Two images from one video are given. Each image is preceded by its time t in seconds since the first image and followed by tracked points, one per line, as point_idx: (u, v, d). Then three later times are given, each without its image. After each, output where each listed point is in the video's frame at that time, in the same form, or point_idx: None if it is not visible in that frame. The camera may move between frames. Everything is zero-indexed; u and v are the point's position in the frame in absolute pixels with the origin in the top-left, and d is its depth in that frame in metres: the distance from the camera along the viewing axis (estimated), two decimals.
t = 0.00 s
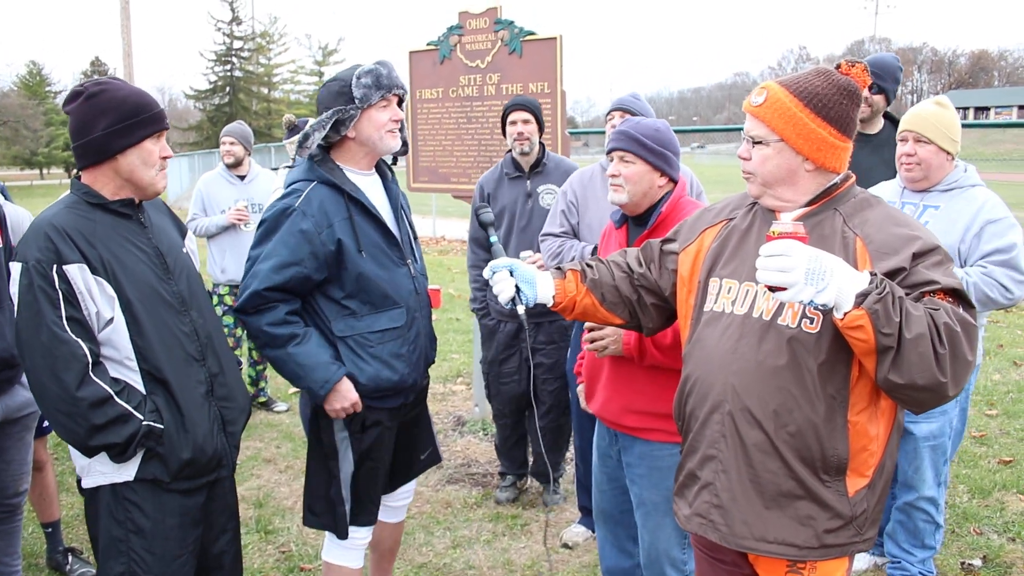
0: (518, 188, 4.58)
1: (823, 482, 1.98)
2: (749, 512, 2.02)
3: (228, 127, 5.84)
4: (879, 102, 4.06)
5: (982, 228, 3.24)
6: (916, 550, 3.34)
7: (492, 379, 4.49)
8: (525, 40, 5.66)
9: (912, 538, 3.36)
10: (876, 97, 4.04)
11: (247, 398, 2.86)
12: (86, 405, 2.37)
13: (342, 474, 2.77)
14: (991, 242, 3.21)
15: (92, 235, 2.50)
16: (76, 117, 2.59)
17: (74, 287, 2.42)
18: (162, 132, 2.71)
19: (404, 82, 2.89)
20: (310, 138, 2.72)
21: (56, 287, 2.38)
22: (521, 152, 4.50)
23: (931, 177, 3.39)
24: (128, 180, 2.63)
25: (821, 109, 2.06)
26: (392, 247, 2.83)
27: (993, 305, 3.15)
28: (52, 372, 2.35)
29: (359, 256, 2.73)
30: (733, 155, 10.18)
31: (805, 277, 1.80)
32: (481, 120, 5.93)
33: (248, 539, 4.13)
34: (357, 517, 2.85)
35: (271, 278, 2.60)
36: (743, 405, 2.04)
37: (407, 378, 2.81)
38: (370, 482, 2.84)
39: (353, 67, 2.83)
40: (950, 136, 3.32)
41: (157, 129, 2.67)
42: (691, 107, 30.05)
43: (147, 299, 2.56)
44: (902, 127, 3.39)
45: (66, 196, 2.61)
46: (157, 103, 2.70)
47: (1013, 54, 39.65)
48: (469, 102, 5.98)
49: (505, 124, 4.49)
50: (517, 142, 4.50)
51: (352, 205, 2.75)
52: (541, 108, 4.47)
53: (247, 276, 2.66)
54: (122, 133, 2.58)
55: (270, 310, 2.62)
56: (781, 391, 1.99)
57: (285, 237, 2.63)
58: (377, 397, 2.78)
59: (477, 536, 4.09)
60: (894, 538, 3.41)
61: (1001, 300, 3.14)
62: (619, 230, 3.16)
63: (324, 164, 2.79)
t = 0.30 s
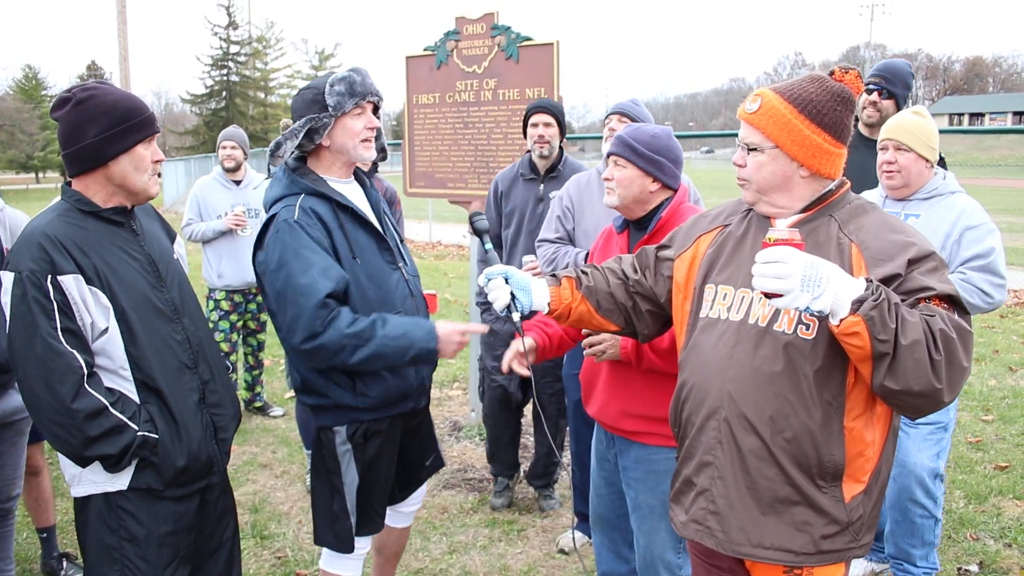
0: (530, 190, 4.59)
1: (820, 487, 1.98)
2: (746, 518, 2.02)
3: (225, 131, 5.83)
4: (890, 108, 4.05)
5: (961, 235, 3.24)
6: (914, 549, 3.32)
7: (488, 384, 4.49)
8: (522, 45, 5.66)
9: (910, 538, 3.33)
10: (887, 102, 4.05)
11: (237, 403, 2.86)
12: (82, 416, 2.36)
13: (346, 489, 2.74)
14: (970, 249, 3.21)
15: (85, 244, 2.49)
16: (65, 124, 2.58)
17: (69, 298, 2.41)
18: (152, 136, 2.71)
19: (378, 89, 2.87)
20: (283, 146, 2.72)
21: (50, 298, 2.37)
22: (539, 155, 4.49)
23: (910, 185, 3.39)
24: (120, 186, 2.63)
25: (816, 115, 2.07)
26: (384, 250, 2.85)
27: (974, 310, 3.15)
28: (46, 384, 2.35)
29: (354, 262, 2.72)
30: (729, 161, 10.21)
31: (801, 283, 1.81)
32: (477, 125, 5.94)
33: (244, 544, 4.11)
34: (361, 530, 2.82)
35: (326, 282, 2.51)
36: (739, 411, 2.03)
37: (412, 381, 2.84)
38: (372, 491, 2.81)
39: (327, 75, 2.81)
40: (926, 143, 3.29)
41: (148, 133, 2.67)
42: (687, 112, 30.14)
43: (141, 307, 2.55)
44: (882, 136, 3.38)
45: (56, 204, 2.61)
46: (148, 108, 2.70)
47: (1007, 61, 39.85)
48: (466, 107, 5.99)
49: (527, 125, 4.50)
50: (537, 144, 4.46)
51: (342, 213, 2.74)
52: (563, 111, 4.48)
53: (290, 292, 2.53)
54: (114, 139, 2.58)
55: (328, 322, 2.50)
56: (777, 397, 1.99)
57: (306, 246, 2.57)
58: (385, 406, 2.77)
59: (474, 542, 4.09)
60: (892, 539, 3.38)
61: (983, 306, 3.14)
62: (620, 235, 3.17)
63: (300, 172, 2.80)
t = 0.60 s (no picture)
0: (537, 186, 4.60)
1: (815, 483, 1.98)
2: (741, 514, 2.02)
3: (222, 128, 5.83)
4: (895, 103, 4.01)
5: (955, 227, 3.23)
6: (902, 554, 3.29)
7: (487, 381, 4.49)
8: (519, 42, 5.65)
9: (900, 541, 3.32)
10: (893, 97, 4.02)
11: (243, 401, 2.83)
12: (75, 408, 2.36)
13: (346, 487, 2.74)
14: (963, 241, 3.20)
15: (83, 239, 2.50)
16: (64, 124, 2.62)
17: (65, 291, 2.42)
18: (149, 132, 2.69)
19: (361, 85, 2.83)
20: (264, 145, 2.67)
21: (46, 291, 2.39)
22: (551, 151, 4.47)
23: (906, 177, 3.38)
24: (116, 184, 2.62)
25: (811, 110, 2.06)
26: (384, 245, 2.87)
27: (967, 302, 3.16)
28: (42, 374, 2.36)
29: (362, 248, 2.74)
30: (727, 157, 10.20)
31: (794, 279, 1.80)
32: (475, 121, 5.93)
33: (242, 541, 4.11)
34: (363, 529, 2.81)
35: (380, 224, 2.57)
36: (734, 406, 2.03)
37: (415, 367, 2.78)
38: (372, 489, 2.81)
39: (310, 74, 2.79)
40: (923, 138, 3.30)
41: (142, 129, 2.65)
42: (686, 108, 30.12)
43: (139, 301, 2.55)
44: (879, 130, 3.39)
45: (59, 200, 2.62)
46: (143, 104, 2.68)
47: (1005, 57, 39.84)
48: (463, 104, 5.98)
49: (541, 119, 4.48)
50: (550, 141, 4.43)
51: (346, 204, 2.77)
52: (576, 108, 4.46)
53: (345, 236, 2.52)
54: (104, 137, 2.57)
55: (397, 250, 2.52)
56: (772, 393, 1.99)
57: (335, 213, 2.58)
58: (384, 389, 2.72)
59: (472, 538, 4.09)
60: (883, 541, 3.37)
61: (975, 297, 3.15)
62: (621, 230, 3.17)
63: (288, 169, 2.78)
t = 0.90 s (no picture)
0: (532, 188, 4.53)
1: (814, 486, 1.97)
2: (740, 516, 2.01)
3: (221, 131, 5.83)
4: (897, 105, 4.01)
5: (956, 230, 3.22)
6: (904, 558, 3.27)
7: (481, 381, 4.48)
8: (519, 45, 6.04)
9: (901, 544, 3.30)
10: (894, 99, 4.01)
11: (250, 403, 2.82)
12: (72, 402, 2.37)
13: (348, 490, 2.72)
14: (964, 244, 3.19)
15: (89, 237, 2.50)
16: (75, 127, 2.65)
17: (68, 288, 2.42)
18: (155, 132, 2.69)
19: (364, 90, 2.81)
20: (260, 147, 2.67)
21: (49, 287, 2.39)
22: (545, 153, 4.43)
23: (907, 180, 3.37)
24: (123, 184, 2.62)
25: (811, 111, 2.06)
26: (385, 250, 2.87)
27: (966, 306, 3.14)
28: (41, 368, 2.37)
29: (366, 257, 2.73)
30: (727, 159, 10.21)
31: (788, 291, 1.80)
32: (475, 124, 6.44)
33: (242, 544, 4.10)
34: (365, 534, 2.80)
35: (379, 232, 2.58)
36: (733, 408, 2.03)
37: (418, 373, 2.79)
38: (374, 493, 2.80)
39: (312, 77, 2.79)
40: (923, 140, 3.29)
41: (147, 129, 2.65)
42: (686, 110, 30.14)
43: (142, 300, 2.54)
44: (880, 132, 3.38)
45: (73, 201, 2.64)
46: (148, 104, 2.69)
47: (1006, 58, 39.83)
48: (464, 106, 6.48)
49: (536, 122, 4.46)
50: (545, 142, 4.41)
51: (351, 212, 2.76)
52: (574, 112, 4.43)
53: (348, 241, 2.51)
54: (108, 138, 2.58)
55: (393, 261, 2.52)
56: (771, 395, 1.98)
57: (336, 218, 2.57)
58: (388, 398, 2.73)
59: (473, 541, 4.08)
60: (884, 545, 3.35)
61: (975, 301, 3.12)
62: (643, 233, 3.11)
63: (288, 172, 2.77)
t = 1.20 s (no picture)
0: (514, 183, 4.40)
1: (809, 479, 1.95)
2: (735, 508, 2.01)
3: (218, 127, 5.75)
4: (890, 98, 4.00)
5: (957, 224, 3.21)
6: (906, 552, 3.26)
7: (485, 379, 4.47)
8: (517, 40, 7.60)
9: (903, 538, 3.29)
10: (888, 93, 4.00)
11: (253, 400, 2.80)
12: (72, 390, 2.38)
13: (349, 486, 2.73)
14: (966, 237, 3.18)
15: (97, 229, 2.51)
16: (87, 121, 2.65)
17: (73, 278, 2.43)
18: (165, 127, 2.67)
19: (389, 87, 2.83)
20: (280, 138, 2.66)
21: (55, 276, 2.41)
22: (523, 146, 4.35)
23: (908, 174, 3.35)
24: (133, 178, 2.62)
25: (808, 104, 2.04)
26: (388, 250, 2.83)
27: (969, 298, 3.11)
28: (45, 356, 2.38)
29: (363, 262, 2.70)
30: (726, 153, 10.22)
31: (774, 300, 1.78)
32: (472, 121, 8.45)
33: (243, 540, 4.10)
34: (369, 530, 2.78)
35: (312, 289, 2.47)
36: (728, 400, 2.02)
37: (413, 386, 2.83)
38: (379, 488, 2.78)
39: (338, 70, 2.80)
40: (924, 134, 3.28)
41: (157, 123, 2.64)
42: (685, 105, 30.11)
43: (148, 293, 2.54)
44: (881, 127, 3.37)
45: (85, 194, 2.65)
46: (158, 98, 2.67)
47: (1006, 52, 39.76)
48: (464, 102, 8.29)
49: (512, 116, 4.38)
50: (521, 134, 4.33)
51: (351, 214, 2.71)
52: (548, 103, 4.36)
53: (274, 293, 2.47)
54: (117, 131, 2.57)
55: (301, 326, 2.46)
56: (765, 388, 1.97)
57: (304, 247, 2.51)
58: (389, 406, 2.78)
59: (474, 536, 4.07)
60: (886, 539, 3.34)
61: (977, 293, 3.10)
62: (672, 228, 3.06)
63: (304, 165, 2.77)
